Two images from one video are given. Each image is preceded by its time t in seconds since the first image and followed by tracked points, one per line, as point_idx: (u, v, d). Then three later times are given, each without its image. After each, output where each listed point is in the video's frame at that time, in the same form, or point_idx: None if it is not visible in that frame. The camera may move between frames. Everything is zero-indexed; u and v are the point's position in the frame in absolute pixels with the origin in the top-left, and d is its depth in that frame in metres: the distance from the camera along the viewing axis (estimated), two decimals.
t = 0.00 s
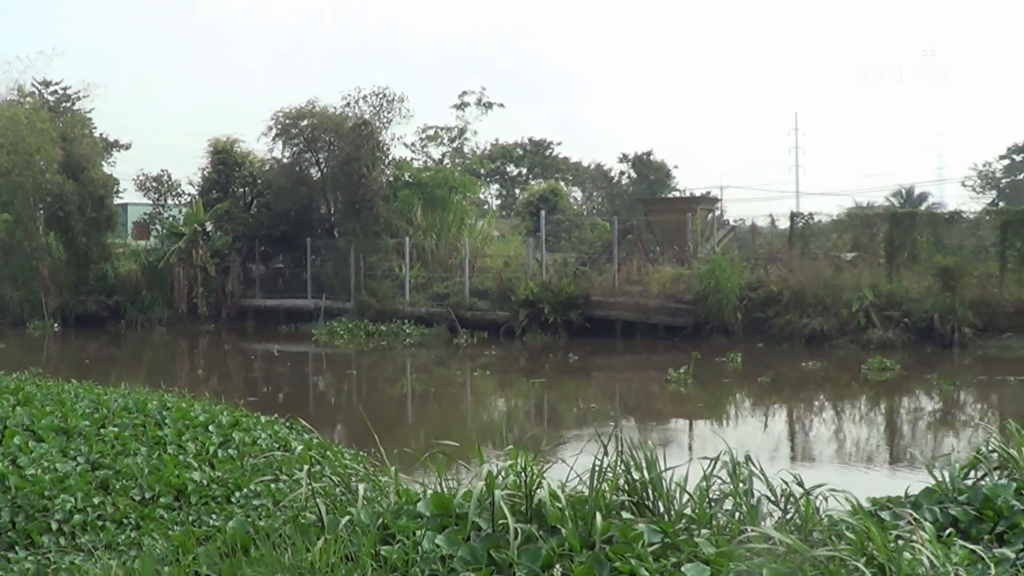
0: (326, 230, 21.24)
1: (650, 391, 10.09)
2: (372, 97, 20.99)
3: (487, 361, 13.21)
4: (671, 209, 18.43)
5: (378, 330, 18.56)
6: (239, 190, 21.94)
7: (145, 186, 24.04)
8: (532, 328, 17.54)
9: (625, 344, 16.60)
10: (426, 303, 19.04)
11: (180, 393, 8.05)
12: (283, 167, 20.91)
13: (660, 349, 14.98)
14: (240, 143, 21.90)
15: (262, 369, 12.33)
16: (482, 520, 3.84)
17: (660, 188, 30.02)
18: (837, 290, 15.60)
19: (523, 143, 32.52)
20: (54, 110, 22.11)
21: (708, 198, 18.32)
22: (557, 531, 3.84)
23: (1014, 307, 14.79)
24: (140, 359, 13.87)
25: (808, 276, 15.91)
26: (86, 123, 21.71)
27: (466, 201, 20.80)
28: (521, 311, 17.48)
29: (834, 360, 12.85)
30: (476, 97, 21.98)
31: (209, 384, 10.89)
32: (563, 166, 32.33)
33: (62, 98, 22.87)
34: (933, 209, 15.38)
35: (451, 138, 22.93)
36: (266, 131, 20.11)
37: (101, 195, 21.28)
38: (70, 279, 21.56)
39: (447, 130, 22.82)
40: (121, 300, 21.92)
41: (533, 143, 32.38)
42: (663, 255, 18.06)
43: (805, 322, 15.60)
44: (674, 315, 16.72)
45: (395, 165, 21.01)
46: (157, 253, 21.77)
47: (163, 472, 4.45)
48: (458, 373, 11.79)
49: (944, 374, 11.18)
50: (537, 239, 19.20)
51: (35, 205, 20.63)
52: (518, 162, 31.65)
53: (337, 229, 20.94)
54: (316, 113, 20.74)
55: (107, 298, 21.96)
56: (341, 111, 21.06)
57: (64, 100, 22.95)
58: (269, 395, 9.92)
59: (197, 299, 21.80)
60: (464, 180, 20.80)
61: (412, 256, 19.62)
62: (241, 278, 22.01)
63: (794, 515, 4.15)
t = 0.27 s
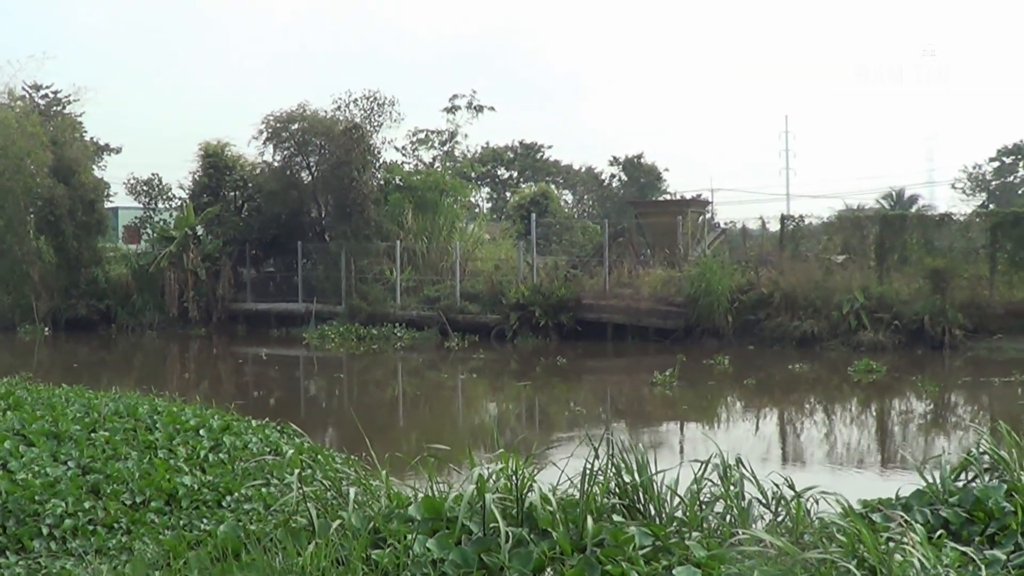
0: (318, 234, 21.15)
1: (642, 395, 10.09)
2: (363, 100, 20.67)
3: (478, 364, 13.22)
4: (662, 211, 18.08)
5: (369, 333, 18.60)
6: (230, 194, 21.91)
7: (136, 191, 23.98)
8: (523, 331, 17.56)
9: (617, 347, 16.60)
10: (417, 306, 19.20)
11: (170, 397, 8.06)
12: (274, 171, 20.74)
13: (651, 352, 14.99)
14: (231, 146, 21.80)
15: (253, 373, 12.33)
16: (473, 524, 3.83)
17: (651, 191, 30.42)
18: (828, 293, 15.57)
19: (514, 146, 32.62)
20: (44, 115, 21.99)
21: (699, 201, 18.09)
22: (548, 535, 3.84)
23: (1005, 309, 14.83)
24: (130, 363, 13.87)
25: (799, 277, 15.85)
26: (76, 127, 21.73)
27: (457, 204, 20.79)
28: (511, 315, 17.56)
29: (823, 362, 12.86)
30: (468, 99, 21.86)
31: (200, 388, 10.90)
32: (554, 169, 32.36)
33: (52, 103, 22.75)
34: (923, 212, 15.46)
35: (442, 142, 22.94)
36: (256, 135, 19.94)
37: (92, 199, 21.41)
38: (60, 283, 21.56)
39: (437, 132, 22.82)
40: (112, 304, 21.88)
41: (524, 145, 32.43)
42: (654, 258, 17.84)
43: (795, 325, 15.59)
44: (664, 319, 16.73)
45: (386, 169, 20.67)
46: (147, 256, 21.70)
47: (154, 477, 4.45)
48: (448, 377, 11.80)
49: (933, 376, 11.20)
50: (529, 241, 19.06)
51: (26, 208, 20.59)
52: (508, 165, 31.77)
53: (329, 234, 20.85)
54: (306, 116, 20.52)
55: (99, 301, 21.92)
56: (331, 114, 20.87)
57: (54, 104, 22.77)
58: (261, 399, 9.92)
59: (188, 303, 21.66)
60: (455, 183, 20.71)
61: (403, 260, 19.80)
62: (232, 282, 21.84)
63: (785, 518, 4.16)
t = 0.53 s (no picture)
0: (311, 237, 21.25)
1: (635, 398, 10.09)
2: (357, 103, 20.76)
3: (471, 367, 13.23)
4: (655, 215, 18.51)
5: (363, 336, 18.59)
6: (224, 197, 21.89)
7: (131, 194, 23.98)
8: (517, 334, 17.54)
9: (611, 351, 16.60)
10: (411, 309, 19.11)
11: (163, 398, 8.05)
12: (268, 173, 20.89)
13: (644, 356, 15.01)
14: (225, 149, 21.83)
15: (245, 375, 12.33)
16: (466, 527, 3.82)
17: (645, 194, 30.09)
18: (823, 296, 15.63)
19: (508, 149, 32.91)
20: (39, 117, 22.09)
21: (692, 205, 18.45)
22: (541, 538, 3.83)
23: (998, 313, 14.87)
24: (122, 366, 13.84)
25: (794, 281, 15.91)
26: (71, 130, 21.75)
27: (451, 207, 21.13)
28: (505, 318, 17.51)
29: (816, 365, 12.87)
30: (463, 101, 21.51)
31: (194, 391, 10.91)
32: (547, 172, 32.46)
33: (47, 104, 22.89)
34: (917, 217, 15.52)
35: (437, 144, 22.96)
36: (249, 138, 20.06)
37: (86, 201, 21.39)
38: (55, 285, 21.53)
39: (432, 135, 22.84)
40: (106, 306, 21.82)
41: (518, 148, 32.83)
42: (647, 261, 18.26)
43: (789, 328, 15.62)
44: (659, 322, 16.64)
45: (380, 172, 20.80)
46: (141, 259, 21.68)
47: (147, 479, 4.47)
48: (440, 380, 11.80)
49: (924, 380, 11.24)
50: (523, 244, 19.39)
51: (20, 210, 20.58)
52: (502, 168, 32.15)
53: (323, 236, 20.97)
54: (301, 119, 20.69)
55: (93, 303, 21.91)
56: (326, 117, 20.97)
57: (48, 105, 22.88)
58: (254, 402, 9.93)
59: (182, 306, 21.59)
60: (448, 186, 20.80)
61: (397, 263, 19.80)
62: (226, 284, 21.87)
63: (778, 522, 4.15)
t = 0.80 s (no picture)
0: (309, 240, 21.20)
1: (633, 402, 10.11)
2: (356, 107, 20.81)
3: (470, 370, 13.26)
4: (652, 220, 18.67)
5: (362, 339, 18.61)
6: (222, 200, 22.00)
7: (129, 196, 24.53)
8: (515, 339, 17.57)
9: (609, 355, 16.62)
10: (410, 313, 19.11)
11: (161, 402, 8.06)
12: (266, 177, 20.76)
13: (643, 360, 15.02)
14: (224, 152, 21.90)
15: (244, 379, 12.35)
16: (463, 531, 3.82)
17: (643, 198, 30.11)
18: (821, 301, 15.68)
19: (507, 152, 32.89)
20: (37, 120, 21.85)
21: (690, 210, 18.73)
22: (539, 542, 3.83)
23: (996, 318, 14.92)
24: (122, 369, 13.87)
25: (791, 284, 15.96)
26: (68, 133, 21.66)
27: (449, 211, 21.25)
28: (504, 322, 17.53)
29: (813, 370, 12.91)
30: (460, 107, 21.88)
31: (191, 394, 10.92)
32: (546, 176, 32.51)
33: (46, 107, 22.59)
34: (914, 222, 15.57)
35: (435, 148, 23.00)
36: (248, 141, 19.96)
37: (84, 204, 21.28)
38: (53, 287, 21.55)
39: (430, 139, 22.93)
40: (104, 309, 21.76)
41: (517, 152, 32.83)
42: (646, 265, 18.13)
43: (787, 333, 15.73)
44: (656, 325, 16.76)
45: (379, 175, 21.03)
46: (139, 262, 21.71)
47: (145, 483, 4.48)
48: (440, 383, 11.82)
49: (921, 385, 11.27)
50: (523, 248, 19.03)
51: (18, 212, 20.59)
52: (501, 172, 32.13)
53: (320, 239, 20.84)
54: (300, 123, 20.59)
55: (91, 307, 21.92)
56: (325, 121, 20.94)
57: (48, 108, 22.65)
58: (252, 405, 9.94)
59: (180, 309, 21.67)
60: (446, 190, 21.18)
61: (395, 267, 19.75)
62: (224, 288, 21.82)
63: (776, 526, 4.16)
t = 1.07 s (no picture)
0: (303, 241, 21.33)
1: (626, 405, 10.11)
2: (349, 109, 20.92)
3: (463, 373, 13.25)
4: (647, 223, 18.80)
5: (354, 342, 18.56)
6: (215, 202, 21.94)
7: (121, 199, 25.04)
8: (508, 341, 17.58)
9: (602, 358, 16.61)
10: (402, 316, 19.04)
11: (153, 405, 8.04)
12: (259, 180, 20.66)
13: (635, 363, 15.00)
14: (216, 154, 21.77)
15: (236, 381, 12.32)
16: (455, 534, 3.81)
17: (636, 203, 30.57)
18: (813, 304, 15.68)
19: (500, 155, 32.84)
20: (29, 121, 21.55)
21: (683, 214, 18.77)
22: (531, 545, 3.82)
23: (988, 321, 14.96)
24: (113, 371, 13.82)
25: (783, 289, 16.03)
26: (61, 134, 21.43)
27: (442, 214, 21.21)
28: (496, 324, 17.51)
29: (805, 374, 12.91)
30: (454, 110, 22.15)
31: (184, 396, 10.91)
32: (539, 179, 32.51)
33: (38, 108, 22.17)
34: (906, 225, 15.62)
35: (428, 151, 23.02)
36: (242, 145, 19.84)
37: (77, 206, 21.44)
38: (45, 289, 21.42)
39: (423, 142, 22.95)
40: (97, 312, 21.94)
41: (510, 156, 32.73)
42: (639, 268, 18.13)
43: (779, 336, 15.68)
44: (650, 329, 16.75)
45: (372, 177, 21.16)
46: (132, 264, 21.73)
47: (137, 485, 4.48)
48: (433, 386, 11.82)
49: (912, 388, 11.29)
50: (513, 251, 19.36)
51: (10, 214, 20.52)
52: (494, 175, 32.13)
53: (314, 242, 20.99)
54: (292, 125, 20.49)
55: (83, 309, 21.99)
56: (317, 123, 20.89)
57: (41, 109, 22.33)
58: (245, 408, 9.93)
59: (173, 311, 21.76)
60: (440, 193, 21.23)
61: (388, 270, 19.85)
62: (217, 290, 21.96)
63: (768, 529, 4.17)
